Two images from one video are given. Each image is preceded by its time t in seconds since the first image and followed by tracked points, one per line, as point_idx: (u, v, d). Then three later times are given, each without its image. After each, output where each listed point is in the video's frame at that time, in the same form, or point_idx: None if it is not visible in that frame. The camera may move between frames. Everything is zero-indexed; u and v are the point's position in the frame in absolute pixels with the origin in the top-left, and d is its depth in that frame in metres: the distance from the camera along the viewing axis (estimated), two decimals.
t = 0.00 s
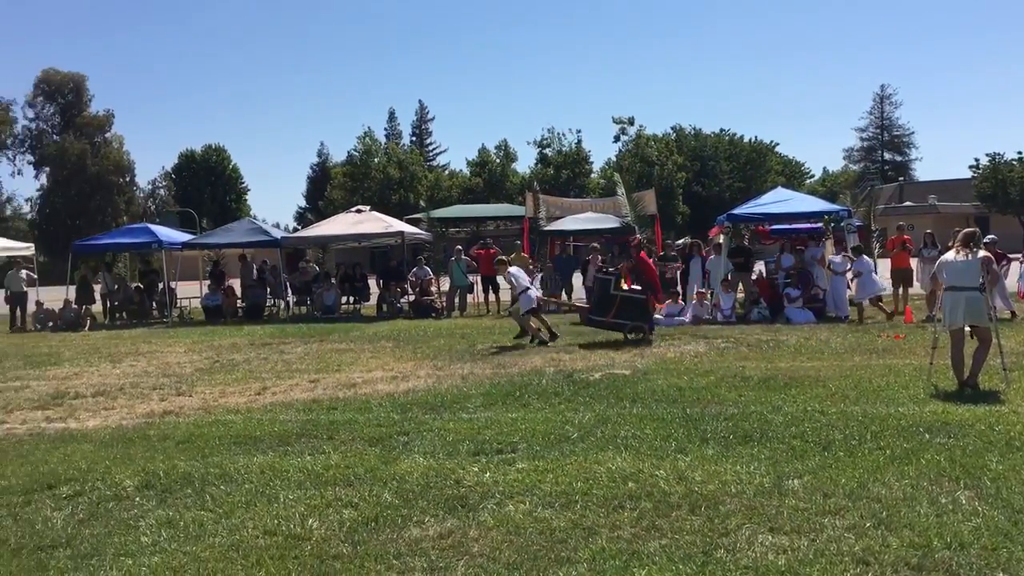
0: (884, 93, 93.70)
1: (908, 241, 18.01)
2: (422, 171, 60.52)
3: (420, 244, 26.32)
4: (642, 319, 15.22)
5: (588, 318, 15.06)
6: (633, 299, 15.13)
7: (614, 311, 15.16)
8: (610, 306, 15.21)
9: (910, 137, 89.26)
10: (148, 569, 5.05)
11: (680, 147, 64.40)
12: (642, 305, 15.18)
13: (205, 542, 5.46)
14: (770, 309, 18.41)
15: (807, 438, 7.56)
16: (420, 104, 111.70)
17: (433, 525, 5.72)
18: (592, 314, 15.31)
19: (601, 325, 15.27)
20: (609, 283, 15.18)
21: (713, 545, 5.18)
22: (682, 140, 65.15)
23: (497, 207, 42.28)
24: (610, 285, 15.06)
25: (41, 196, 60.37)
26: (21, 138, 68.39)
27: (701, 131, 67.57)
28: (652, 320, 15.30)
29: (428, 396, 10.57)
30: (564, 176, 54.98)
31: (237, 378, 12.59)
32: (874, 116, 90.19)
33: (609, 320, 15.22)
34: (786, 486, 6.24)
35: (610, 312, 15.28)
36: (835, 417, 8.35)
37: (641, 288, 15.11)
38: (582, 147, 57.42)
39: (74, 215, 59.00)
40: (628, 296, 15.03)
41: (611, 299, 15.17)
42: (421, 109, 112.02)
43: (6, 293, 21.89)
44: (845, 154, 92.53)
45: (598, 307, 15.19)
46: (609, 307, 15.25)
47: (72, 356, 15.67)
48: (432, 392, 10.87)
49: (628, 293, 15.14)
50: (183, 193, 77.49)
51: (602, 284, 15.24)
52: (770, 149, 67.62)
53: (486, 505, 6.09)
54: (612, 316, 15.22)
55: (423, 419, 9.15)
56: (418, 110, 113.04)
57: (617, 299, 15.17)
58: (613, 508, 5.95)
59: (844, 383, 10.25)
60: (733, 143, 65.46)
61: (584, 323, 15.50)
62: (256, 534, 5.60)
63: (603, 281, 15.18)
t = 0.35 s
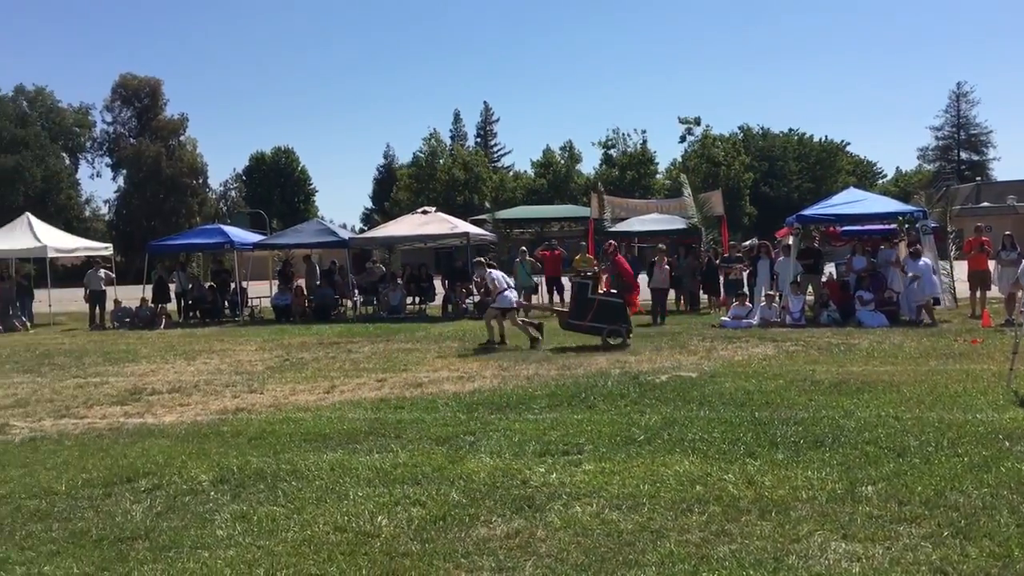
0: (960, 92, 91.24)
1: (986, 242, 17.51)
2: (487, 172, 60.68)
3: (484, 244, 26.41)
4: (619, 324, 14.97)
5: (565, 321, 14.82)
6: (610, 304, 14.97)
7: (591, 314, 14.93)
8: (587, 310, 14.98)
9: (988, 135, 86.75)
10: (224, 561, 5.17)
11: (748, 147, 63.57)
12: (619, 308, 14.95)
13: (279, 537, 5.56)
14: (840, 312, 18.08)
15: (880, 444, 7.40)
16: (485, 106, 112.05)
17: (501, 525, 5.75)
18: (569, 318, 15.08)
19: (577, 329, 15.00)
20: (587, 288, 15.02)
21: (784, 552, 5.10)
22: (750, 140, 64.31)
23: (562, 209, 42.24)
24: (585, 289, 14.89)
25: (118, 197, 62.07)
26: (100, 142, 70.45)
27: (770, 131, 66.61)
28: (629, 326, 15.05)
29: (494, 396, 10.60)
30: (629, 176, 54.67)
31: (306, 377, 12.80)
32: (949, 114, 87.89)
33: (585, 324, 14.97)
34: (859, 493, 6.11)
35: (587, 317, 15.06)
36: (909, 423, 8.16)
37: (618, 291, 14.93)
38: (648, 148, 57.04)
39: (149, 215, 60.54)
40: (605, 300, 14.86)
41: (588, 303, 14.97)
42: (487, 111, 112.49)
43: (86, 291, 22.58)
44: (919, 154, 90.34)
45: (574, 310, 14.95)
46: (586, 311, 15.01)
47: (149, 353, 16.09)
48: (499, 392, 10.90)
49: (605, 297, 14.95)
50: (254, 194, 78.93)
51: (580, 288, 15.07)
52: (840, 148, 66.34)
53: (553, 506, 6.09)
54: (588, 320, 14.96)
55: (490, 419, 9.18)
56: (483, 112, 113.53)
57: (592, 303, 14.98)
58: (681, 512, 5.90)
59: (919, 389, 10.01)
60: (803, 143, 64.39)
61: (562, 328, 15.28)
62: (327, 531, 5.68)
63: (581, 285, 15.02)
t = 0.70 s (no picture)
0: None
1: None
2: (555, 173, 60.59)
3: (554, 245, 26.39)
4: (598, 326, 15.06)
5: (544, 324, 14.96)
6: (589, 306, 15.05)
7: (570, 317, 15.01)
8: (566, 313, 15.07)
9: None
10: (303, 556, 5.26)
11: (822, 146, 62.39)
12: (598, 311, 15.03)
13: (356, 534, 5.63)
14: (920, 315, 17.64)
15: (965, 451, 7.18)
16: (555, 107, 111.94)
17: (575, 526, 5.74)
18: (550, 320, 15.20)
19: (556, 332, 15.12)
20: (566, 290, 15.11)
21: (866, 559, 4.99)
22: (824, 139, 63.11)
23: (631, 209, 42.01)
24: (563, 291, 14.98)
25: (195, 199, 63.61)
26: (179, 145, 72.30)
27: (845, 129, 65.28)
28: (609, 328, 15.14)
29: (565, 397, 10.58)
30: (699, 176, 54.11)
31: (378, 376, 12.94)
32: None
33: (565, 326, 15.07)
34: (943, 500, 5.95)
35: (567, 319, 15.14)
36: (995, 429, 7.91)
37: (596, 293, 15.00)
38: (719, 147, 56.36)
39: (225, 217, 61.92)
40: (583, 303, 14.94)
41: (567, 305, 15.06)
42: (555, 112, 112.40)
43: (166, 290, 23.19)
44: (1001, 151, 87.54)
45: (554, 312, 15.04)
46: (566, 313, 15.11)
47: (227, 351, 16.46)
48: (570, 393, 10.88)
49: (583, 300, 15.03)
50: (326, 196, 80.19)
51: (559, 290, 15.16)
52: (919, 146, 64.67)
53: (627, 508, 6.05)
54: (568, 322, 15.08)
55: (561, 420, 9.17)
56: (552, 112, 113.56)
57: (571, 305, 15.07)
58: (758, 516, 5.81)
59: (1005, 394, 9.69)
60: (879, 142, 62.95)
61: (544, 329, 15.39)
62: (402, 528, 5.74)
63: (560, 288, 15.11)
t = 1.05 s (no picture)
0: None
1: None
2: (626, 168, 60.15)
3: (626, 241, 26.26)
4: (580, 324, 15.58)
5: (528, 320, 15.49)
6: (572, 304, 15.58)
7: (551, 315, 15.53)
8: (549, 310, 15.60)
9: None
10: (385, 548, 5.32)
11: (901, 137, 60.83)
12: (579, 309, 15.55)
13: (436, 528, 5.68)
14: (1008, 311, 17.10)
15: None
16: (625, 102, 111.10)
17: (654, 523, 5.69)
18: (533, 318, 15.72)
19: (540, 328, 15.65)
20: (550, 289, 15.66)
21: (957, 561, 4.85)
22: (903, 130, 61.52)
23: (704, 205, 41.54)
24: (546, 289, 15.52)
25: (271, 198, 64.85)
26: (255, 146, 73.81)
27: (925, 120, 63.54)
28: (590, 326, 15.65)
29: (640, 394, 10.51)
30: (773, 169, 53.23)
31: (452, 371, 13.03)
32: None
33: (547, 324, 15.58)
34: None
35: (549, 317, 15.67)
36: None
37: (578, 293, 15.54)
38: (794, 140, 55.37)
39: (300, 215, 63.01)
40: (566, 300, 15.47)
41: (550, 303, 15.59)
42: (626, 107, 111.71)
43: (244, 287, 23.68)
44: None
45: (537, 310, 15.58)
46: (548, 311, 15.63)
47: (303, 347, 16.73)
48: (645, 390, 10.79)
49: (566, 298, 15.57)
50: (398, 193, 81.01)
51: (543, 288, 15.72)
52: (1004, 137, 62.60)
53: (707, 506, 5.98)
54: (550, 320, 15.59)
55: (637, 416, 9.11)
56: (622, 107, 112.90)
57: (554, 303, 15.62)
58: (843, 516, 5.69)
59: None
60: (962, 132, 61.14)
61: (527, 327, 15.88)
62: (481, 522, 5.77)
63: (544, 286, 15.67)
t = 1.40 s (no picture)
0: None
1: None
2: (699, 160, 59.48)
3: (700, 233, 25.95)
4: (564, 319, 15.76)
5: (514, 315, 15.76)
6: (557, 299, 15.79)
7: (537, 310, 15.79)
8: (535, 305, 15.86)
9: None
10: (464, 539, 5.34)
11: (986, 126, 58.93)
12: (564, 305, 15.74)
13: (514, 520, 5.68)
14: None
15: None
16: (698, 92, 109.80)
17: (735, 519, 5.60)
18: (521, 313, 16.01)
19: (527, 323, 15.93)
20: (536, 284, 15.91)
21: None
22: (989, 118, 59.58)
23: (779, 196, 40.84)
24: (532, 284, 15.78)
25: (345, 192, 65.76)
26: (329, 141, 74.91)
27: (1012, 108, 61.44)
28: (575, 321, 15.84)
29: (718, 388, 10.39)
30: (852, 160, 52.07)
31: (527, 364, 13.04)
32: None
33: (534, 319, 15.84)
34: None
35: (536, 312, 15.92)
36: None
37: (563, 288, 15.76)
38: (873, 130, 54.06)
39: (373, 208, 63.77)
40: (550, 295, 15.71)
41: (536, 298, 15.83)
42: (699, 98, 110.36)
43: (320, 280, 24.05)
44: None
45: (524, 305, 15.86)
46: (535, 306, 15.89)
47: (379, 339, 16.93)
48: (721, 384, 10.67)
49: (551, 293, 15.82)
50: (470, 187, 81.42)
51: (530, 284, 15.97)
52: None
53: (789, 502, 5.87)
54: (536, 315, 15.84)
55: (715, 411, 9.00)
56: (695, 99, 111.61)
57: (539, 299, 15.85)
58: (933, 515, 5.52)
59: None
60: None
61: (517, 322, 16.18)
62: (559, 515, 5.76)
63: (530, 282, 15.94)
